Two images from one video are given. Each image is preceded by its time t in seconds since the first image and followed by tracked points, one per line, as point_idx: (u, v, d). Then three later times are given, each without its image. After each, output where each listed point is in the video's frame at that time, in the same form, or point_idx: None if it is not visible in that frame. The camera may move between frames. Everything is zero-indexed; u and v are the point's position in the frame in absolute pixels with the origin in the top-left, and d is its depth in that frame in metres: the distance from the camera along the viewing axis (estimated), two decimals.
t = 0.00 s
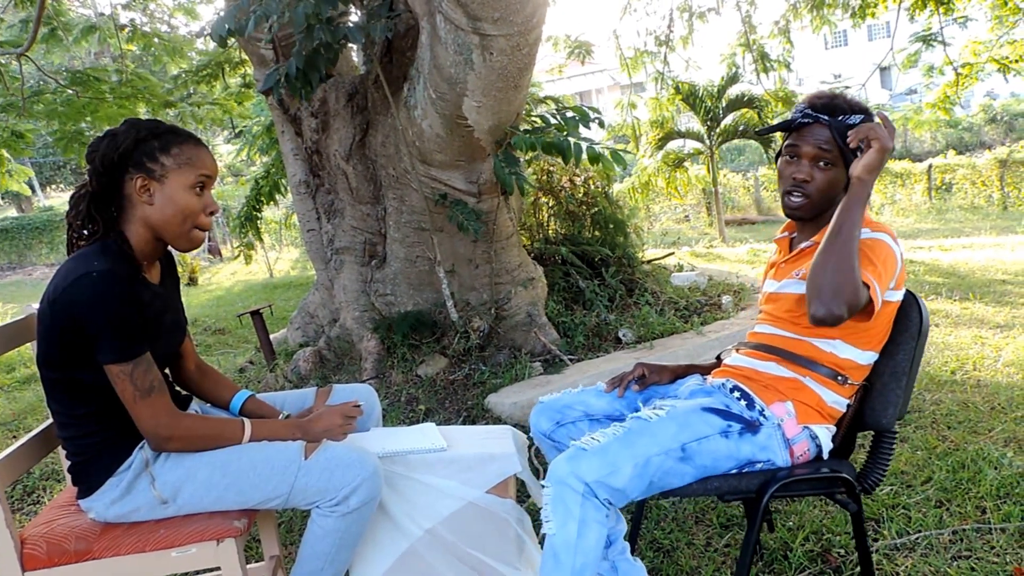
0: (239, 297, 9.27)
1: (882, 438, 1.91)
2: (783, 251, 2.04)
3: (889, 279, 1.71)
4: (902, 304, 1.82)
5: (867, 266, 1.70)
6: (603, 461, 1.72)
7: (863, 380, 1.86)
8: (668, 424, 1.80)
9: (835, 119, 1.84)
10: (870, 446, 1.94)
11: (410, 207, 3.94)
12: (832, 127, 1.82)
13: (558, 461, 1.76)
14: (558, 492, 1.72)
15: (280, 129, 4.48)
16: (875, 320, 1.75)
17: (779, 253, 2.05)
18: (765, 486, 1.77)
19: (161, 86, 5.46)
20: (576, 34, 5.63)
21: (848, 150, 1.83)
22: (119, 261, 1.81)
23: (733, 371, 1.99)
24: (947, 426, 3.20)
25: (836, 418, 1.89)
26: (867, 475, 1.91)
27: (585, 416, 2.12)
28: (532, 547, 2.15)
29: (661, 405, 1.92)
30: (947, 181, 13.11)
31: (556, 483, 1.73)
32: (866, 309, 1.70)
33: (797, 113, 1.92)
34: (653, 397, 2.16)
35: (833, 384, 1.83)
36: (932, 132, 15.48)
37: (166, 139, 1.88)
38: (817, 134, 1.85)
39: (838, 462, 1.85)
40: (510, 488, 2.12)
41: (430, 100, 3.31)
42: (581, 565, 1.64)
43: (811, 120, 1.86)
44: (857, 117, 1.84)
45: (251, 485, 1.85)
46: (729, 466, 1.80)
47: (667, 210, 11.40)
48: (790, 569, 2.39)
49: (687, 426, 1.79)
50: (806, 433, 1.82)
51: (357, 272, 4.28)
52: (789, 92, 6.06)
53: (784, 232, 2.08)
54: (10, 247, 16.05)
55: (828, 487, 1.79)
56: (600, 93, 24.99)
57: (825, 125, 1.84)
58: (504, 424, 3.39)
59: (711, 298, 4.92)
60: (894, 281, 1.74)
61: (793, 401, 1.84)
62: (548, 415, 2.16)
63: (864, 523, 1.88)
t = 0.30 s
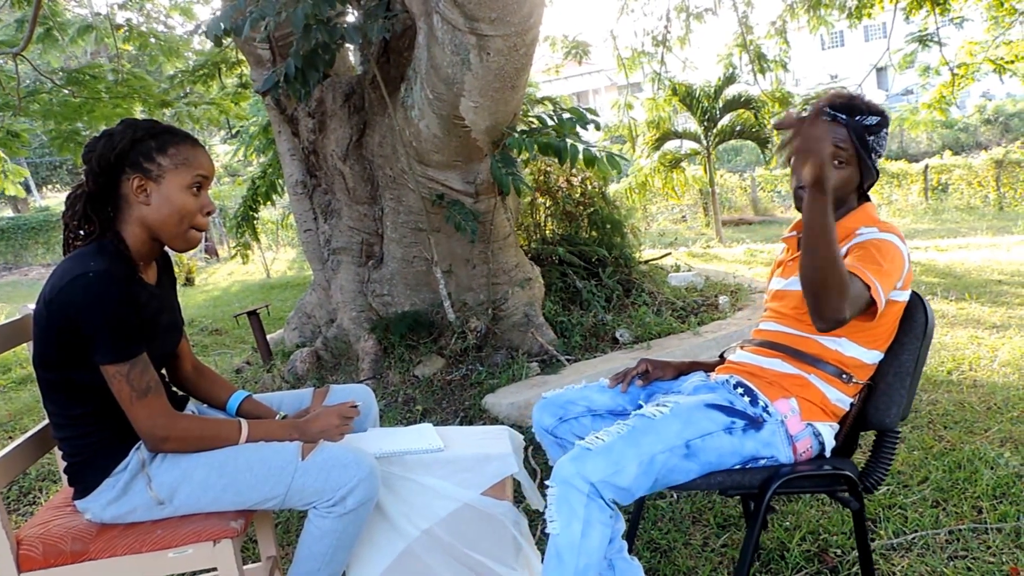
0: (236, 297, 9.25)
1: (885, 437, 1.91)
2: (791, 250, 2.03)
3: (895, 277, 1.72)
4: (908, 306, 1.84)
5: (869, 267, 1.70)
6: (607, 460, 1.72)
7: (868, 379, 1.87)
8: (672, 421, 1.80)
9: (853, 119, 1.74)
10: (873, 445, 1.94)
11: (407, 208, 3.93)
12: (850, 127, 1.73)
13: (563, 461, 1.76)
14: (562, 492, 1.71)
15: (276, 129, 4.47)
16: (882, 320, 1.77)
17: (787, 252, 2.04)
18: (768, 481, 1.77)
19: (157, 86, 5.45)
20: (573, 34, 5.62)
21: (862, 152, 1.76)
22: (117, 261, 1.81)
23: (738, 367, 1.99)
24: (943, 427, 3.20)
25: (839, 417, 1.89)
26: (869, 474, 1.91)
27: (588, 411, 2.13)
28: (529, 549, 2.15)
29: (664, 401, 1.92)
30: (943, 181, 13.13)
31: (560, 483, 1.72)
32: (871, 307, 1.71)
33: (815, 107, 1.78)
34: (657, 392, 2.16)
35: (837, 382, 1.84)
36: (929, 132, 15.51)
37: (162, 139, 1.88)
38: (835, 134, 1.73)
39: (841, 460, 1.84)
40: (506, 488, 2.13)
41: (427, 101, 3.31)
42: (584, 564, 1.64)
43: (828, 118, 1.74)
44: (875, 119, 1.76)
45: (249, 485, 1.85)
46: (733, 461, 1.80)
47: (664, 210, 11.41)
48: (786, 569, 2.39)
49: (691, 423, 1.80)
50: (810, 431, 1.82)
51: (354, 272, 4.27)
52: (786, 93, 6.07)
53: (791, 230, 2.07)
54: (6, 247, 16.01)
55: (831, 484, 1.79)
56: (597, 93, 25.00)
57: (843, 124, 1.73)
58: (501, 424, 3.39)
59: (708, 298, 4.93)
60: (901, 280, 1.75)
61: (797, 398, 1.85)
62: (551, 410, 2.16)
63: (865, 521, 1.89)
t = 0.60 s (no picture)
0: (230, 298, 9.22)
1: (880, 436, 1.92)
2: (787, 251, 2.05)
3: (889, 301, 1.68)
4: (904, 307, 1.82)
5: (860, 307, 1.67)
6: (603, 461, 1.72)
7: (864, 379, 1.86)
8: (667, 421, 1.80)
9: (861, 119, 1.84)
10: (868, 444, 1.95)
11: (402, 208, 3.93)
12: (857, 124, 1.83)
13: (559, 461, 1.76)
14: (558, 492, 1.72)
15: (271, 129, 4.44)
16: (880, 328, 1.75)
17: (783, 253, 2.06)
18: (763, 481, 1.76)
19: (151, 85, 5.43)
20: (568, 34, 5.62)
21: (866, 152, 1.84)
22: (110, 262, 1.80)
23: (733, 367, 2.02)
24: (937, 426, 3.22)
25: (833, 416, 1.90)
26: (864, 473, 1.92)
27: (583, 412, 2.13)
28: (524, 550, 2.15)
29: (660, 401, 1.92)
30: (937, 181, 13.19)
31: (556, 484, 1.72)
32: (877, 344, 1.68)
33: (828, 106, 1.92)
34: (652, 392, 2.16)
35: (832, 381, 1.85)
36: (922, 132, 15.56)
37: (156, 140, 1.87)
38: (841, 128, 1.85)
39: (835, 459, 1.85)
40: (502, 489, 2.12)
41: (422, 101, 3.31)
42: (580, 565, 1.64)
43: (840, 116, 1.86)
44: (883, 122, 1.84)
45: (243, 487, 1.84)
46: (729, 461, 1.80)
47: (659, 211, 11.41)
48: (781, 568, 2.40)
49: (687, 423, 1.80)
50: (804, 430, 1.83)
51: (349, 273, 4.27)
52: (780, 93, 6.09)
53: (788, 231, 2.08)
54: None
55: (826, 483, 1.79)
56: (591, 94, 25.00)
57: (851, 122, 1.84)
58: (497, 425, 3.39)
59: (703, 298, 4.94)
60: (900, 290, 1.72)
61: (791, 398, 1.87)
62: (546, 412, 2.16)
63: (861, 521, 1.89)
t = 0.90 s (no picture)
0: (215, 300, 9.15)
1: (858, 435, 1.93)
2: (762, 253, 2.07)
3: (863, 305, 1.70)
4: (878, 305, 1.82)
5: (837, 319, 1.70)
6: (583, 461, 1.73)
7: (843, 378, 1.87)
8: (649, 424, 1.81)
9: (809, 125, 1.85)
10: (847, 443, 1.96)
11: (389, 209, 3.92)
12: (804, 133, 1.84)
13: (539, 461, 1.77)
14: (538, 492, 1.72)
15: (256, 130, 4.41)
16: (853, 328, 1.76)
17: (758, 255, 2.08)
18: (743, 483, 1.78)
19: (135, 84, 5.38)
20: (555, 35, 5.63)
21: (819, 157, 1.85)
22: (93, 264, 1.78)
23: (713, 370, 2.03)
24: (920, 424, 3.24)
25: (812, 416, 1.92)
26: (844, 471, 1.95)
27: (565, 418, 2.13)
28: (511, 551, 2.15)
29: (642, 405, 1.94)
30: (920, 182, 13.32)
31: (536, 484, 1.72)
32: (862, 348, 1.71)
33: (775, 117, 1.92)
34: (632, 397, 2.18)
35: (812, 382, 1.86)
36: (905, 133, 15.71)
37: (139, 140, 1.85)
38: (790, 140, 1.86)
39: (815, 459, 1.87)
40: (489, 489, 2.12)
41: (409, 101, 3.30)
42: (561, 565, 1.64)
43: (785, 128, 1.87)
44: (832, 123, 1.83)
45: (227, 490, 1.83)
46: (708, 465, 1.81)
47: (646, 211, 11.43)
48: (767, 567, 2.41)
49: (668, 425, 1.81)
50: (784, 432, 1.85)
51: (335, 274, 4.25)
52: (766, 94, 6.12)
53: (762, 233, 2.11)
54: None
55: (805, 484, 1.82)
56: (579, 95, 25.05)
57: (798, 131, 1.85)
58: (484, 426, 3.38)
59: (689, 298, 4.96)
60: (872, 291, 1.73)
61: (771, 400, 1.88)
62: (528, 419, 2.16)
63: (840, 519, 1.92)
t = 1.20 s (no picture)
0: (199, 301, 9.08)
1: (830, 435, 1.95)
2: (728, 257, 2.08)
3: (829, 309, 1.72)
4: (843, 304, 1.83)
5: (803, 325, 1.72)
6: (557, 464, 1.74)
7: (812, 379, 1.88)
8: (623, 430, 1.82)
9: (766, 125, 1.86)
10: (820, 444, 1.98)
11: (374, 210, 3.90)
12: (762, 134, 1.85)
13: (512, 463, 1.77)
14: (512, 494, 1.72)
15: (239, 130, 4.38)
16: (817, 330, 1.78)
17: (724, 259, 2.09)
18: (718, 491, 1.79)
19: (116, 84, 5.33)
20: (540, 36, 5.63)
21: (779, 156, 1.86)
22: (73, 265, 1.76)
23: (684, 377, 2.04)
24: (903, 422, 3.27)
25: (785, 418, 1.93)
26: (818, 472, 1.96)
27: (541, 427, 2.14)
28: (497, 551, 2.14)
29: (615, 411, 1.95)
30: (902, 182, 13.45)
31: (509, 486, 1.73)
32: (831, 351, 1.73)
33: (731, 120, 1.94)
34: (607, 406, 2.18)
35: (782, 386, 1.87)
36: (887, 134, 15.87)
37: (121, 140, 1.83)
38: (749, 142, 1.87)
39: (789, 462, 1.88)
40: (475, 491, 2.11)
41: (394, 102, 3.29)
42: (539, 565, 1.66)
43: (743, 130, 1.88)
44: (788, 123, 1.85)
45: (211, 493, 1.81)
46: (681, 472, 1.81)
47: (632, 212, 11.46)
48: (753, 565, 2.42)
49: (642, 431, 1.82)
50: (757, 437, 1.85)
51: (320, 275, 4.23)
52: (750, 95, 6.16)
53: (727, 237, 2.11)
54: None
55: (781, 487, 1.83)
56: (564, 96, 25.13)
57: (756, 132, 1.87)
58: (470, 427, 3.37)
59: (675, 298, 4.98)
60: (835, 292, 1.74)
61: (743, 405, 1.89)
62: (503, 426, 2.16)
63: (817, 520, 1.93)
